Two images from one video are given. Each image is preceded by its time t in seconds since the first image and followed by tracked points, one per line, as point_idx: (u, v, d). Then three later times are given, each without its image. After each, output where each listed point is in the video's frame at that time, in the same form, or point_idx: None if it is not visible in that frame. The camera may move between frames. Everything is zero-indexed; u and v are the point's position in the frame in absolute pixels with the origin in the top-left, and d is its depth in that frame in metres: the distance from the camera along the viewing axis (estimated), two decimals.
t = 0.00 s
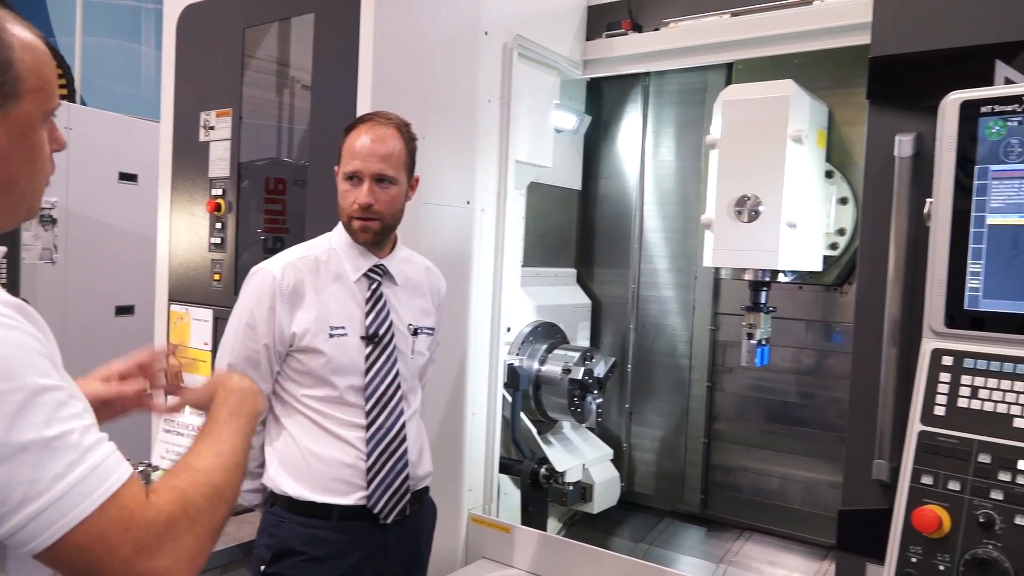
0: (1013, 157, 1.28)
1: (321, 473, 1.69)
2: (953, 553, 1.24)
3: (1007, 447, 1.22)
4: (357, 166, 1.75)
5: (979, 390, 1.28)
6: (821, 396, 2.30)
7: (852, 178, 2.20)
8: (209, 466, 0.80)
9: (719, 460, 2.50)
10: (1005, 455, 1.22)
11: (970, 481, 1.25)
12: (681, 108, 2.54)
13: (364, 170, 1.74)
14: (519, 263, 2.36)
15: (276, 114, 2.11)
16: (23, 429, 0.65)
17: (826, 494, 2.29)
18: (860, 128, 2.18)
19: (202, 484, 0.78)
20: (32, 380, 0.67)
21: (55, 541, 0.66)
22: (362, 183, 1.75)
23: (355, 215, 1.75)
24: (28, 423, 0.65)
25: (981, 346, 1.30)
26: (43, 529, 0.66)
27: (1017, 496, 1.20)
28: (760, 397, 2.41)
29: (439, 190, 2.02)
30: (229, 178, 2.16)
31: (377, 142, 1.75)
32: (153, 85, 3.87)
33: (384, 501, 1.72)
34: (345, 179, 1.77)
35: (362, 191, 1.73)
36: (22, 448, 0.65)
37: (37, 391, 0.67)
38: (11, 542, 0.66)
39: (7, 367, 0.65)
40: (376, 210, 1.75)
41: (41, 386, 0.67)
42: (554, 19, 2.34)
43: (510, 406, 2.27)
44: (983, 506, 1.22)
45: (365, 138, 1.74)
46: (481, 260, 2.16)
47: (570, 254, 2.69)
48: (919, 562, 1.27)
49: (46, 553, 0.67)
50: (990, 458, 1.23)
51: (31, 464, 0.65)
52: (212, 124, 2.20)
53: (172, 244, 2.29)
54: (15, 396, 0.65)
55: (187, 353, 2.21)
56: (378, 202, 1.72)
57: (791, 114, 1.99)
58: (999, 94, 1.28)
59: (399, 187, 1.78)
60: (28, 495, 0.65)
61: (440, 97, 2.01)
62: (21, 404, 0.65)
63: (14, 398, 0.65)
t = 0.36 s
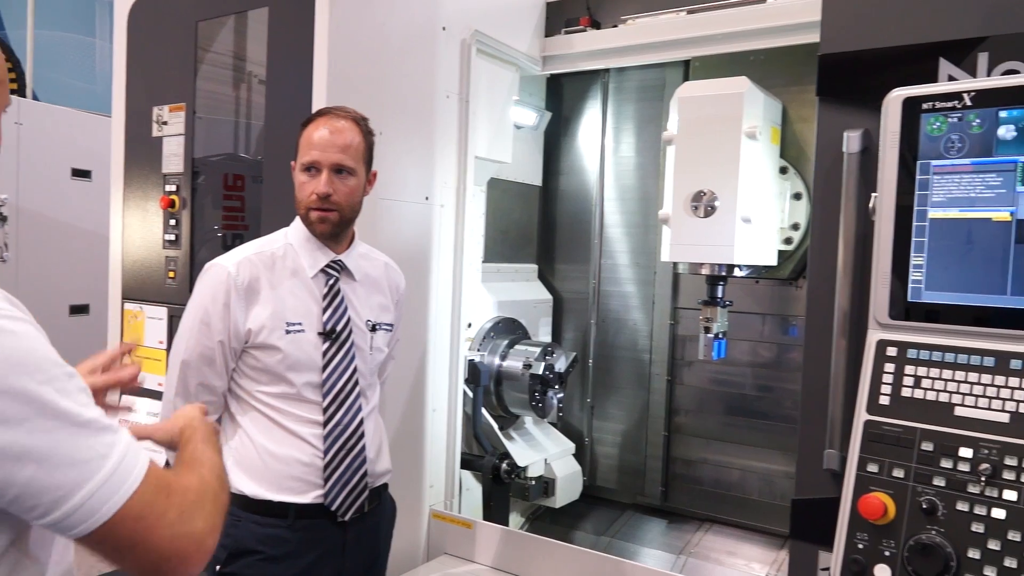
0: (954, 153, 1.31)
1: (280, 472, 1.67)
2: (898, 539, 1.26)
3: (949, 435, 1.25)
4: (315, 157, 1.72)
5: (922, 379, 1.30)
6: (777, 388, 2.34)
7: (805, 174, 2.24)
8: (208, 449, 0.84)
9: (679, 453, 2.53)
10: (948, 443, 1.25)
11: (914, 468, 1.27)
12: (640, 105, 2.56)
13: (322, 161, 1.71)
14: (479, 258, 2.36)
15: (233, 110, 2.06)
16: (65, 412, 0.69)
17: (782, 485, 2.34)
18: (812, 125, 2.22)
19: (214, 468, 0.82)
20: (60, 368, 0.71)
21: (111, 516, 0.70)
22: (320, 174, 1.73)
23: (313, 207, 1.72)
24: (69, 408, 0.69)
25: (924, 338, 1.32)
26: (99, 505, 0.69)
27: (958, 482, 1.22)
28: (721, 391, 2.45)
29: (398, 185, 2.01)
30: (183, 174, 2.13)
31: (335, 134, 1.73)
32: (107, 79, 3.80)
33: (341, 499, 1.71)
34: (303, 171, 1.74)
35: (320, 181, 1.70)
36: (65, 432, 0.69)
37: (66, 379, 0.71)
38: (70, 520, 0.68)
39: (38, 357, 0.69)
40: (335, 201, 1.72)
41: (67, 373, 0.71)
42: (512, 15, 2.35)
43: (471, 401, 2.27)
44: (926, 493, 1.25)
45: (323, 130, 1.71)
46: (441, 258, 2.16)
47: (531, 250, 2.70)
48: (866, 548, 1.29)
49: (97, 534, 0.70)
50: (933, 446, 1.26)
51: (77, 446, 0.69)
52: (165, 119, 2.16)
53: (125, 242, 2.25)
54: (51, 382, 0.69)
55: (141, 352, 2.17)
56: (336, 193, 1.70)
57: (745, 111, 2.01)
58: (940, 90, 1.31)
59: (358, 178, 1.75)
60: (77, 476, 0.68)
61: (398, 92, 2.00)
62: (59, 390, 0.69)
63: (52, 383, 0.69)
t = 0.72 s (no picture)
0: (913, 147, 1.32)
1: (248, 470, 1.66)
2: (862, 527, 1.26)
3: (910, 424, 1.26)
4: (280, 151, 1.70)
5: (885, 370, 1.31)
6: (747, 381, 2.36)
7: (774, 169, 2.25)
8: (180, 493, 0.85)
9: (652, 446, 2.55)
10: (909, 432, 1.26)
11: (877, 458, 1.28)
12: (611, 100, 2.57)
13: (288, 154, 1.69)
14: (450, 254, 2.35)
15: (200, 106, 2.03)
16: (19, 441, 0.68)
17: (753, 477, 2.36)
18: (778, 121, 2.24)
19: (188, 502, 0.84)
20: (22, 393, 0.71)
21: (45, 557, 0.68)
22: (285, 168, 1.71)
23: (278, 202, 1.70)
24: (25, 438, 0.69)
25: (886, 328, 1.34)
26: (33, 545, 0.67)
27: (919, 470, 1.23)
28: (693, 384, 2.46)
29: (367, 181, 2.00)
30: (147, 171, 2.10)
31: (300, 128, 1.71)
32: (73, 76, 3.74)
33: (309, 495, 1.70)
34: (267, 165, 1.72)
35: (286, 174, 1.68)
36: (18, 461, 0.68)
37: (27, 404, 0.71)
38: None
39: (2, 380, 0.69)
40: (301, 194, 1.70)
41: (30, 399, 0.71)
42: (481, 10, 2.34)
43: (444, 397, 2.25)
44: (889, 482, 1.25)
45: (288, 124, 1.69)
46: (411, 255, 2.15)
47: (503, 245, 2.70)
48: (831, 537, 1.29)
49: (27, 571, 0.68)
50: (895, 436, 1.26)
51: (26, 478, 0.68)
52: (129, 115, 2.13)
53: (89, 239, 2.21)
54: (11, 406, 0.69)
55: (107, 351, 2.14)
56: (302, 187, 1.68)
57: (713, 105, 2.02)
58: (898, 85, 1.33)
59: (324, 173, 1.74)
60: (21, 510, 0.67)
61: (366, 87, 1.98)
62: (20, 415, 0.69)
63: (11, 409, 0.69)
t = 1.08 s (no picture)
0: (888, 140, 1.30)
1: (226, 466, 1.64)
2: (838, 519, 1.26)
3: (888, 417, 1.25)
4: (256, 145, 1.69)
5: (861, 363, 1.30)
6: (729, 375, 2.37)
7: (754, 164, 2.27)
8: (149, 509, 0.70)
9: (635, 441, 2.56)
10: (885, 424, 1.25)
11: (853, 450, 1.27)
12: (593, 94, 2.57)
13: (264, 149, 1.69)
14: (432, 250, 2.35)
15: (180, 100, 2.02)
16: None
17: (736, 470, 2.37)
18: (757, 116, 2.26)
19: (169, 508, 0.70)
20: None
21: None
22: (261, 163, 1.70)
23: (255, 196, 1.70)
24: None
25: (862, 321, 1.32)
26: None
27: (894, 462, 1.23)
28: (676, 378, 2.47)
29: (347, 176, 1.99)
30: (125, 165, 2.09)
31: (275, 122, 1.71)
32: (53, 69, 3.70)
33: (289, 490, 1.69)
34: (242, 159, 1.71)
35: (262, 168, 1.68)
36: None
37: None
38: None
39: None
40: (278, 188, 1.70)
41: None
42: (463, 4, 2.33)
43: (426, 392, 2.26)
44: (864, 473, 1.25)
45: (263, 119, 1.69)
46: (392, 252, 2.14)
47: (486, 240, 2.70)
48: (807, 529, 1.29)
49: None
50: (871, 428, 1.26)
51: None
52: (106, 109, 2.12)
53: (67, 235, 2.20)
54: None
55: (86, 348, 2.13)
56: (279, 181, 1.68)
57: (693, 100, 2.02)
58: (873, 78, 1.30)
59: (300, 167, 1.73)
60: None
61: (345, 82, 1.97)
62: None
63: None
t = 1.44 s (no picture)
0: (857, 136, 1.26)
1: (202, 466, 1.60)
2: (808, 511, 1.22)
3: (858, 409, 1.21)
4: (229, 149, 1.66)
5: (831, 356, 1.26)
6: (706, 371, 2.40)
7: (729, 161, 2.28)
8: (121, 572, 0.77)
9: (615, 437, 2.57)
10: (854, 416, 1.21)
11: (823, 443, 1.23)
12: (572, 92, 2.59)
13: (237, 152, 1.66)
14: (411, 248, 2.35)
15: (156, 98, 2.00)
16: None
17: (713, 464, 2.40)
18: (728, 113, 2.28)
19: None
20: None
21: None
22: (235, 166, 1.67)
23: (229, 199, 1.67)
24: None
25: (833, 315, 1.29)
26: None
27: (863, 454, 1.19)
28: (656, 374, 2.49)
29: (323, 174, 1.98)
30: (98, 164, 2.07)
31: (249, 124, 1.67)
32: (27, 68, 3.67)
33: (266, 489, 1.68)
34: (215, 162, 1.67)
35: (236, 172, 1.65)
36: None
37: None
38: None
39: None
40: (253, 192, 1.67)
41: None
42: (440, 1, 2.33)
43: (405, 390, 2.25)
44: (834, 466, 1.21)
45: (235, 120, 1.65)
46: (370, 250, 2.14)
47: (466, 237, 2.71)
48: (778, 521, 1.25)
49: None
50: (840, 421, 1.22)
51: None
52: (78, 108, 2.10)
53: (40, 235, 2.18)
54: None
55: (60, 348, 2.11)
56: (254, 185, 1.65)
57: (669, 97, 2.02)
58: (843, 74, 1.27)
59: (275, 169, 1.71)
60: None
61: (320, 80, 1.96)
62: None
63: None
